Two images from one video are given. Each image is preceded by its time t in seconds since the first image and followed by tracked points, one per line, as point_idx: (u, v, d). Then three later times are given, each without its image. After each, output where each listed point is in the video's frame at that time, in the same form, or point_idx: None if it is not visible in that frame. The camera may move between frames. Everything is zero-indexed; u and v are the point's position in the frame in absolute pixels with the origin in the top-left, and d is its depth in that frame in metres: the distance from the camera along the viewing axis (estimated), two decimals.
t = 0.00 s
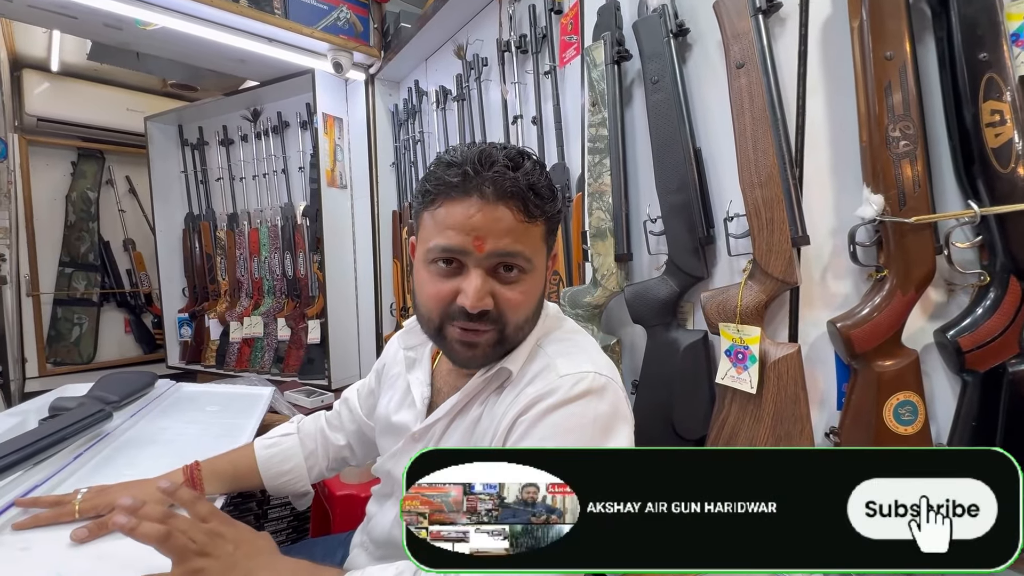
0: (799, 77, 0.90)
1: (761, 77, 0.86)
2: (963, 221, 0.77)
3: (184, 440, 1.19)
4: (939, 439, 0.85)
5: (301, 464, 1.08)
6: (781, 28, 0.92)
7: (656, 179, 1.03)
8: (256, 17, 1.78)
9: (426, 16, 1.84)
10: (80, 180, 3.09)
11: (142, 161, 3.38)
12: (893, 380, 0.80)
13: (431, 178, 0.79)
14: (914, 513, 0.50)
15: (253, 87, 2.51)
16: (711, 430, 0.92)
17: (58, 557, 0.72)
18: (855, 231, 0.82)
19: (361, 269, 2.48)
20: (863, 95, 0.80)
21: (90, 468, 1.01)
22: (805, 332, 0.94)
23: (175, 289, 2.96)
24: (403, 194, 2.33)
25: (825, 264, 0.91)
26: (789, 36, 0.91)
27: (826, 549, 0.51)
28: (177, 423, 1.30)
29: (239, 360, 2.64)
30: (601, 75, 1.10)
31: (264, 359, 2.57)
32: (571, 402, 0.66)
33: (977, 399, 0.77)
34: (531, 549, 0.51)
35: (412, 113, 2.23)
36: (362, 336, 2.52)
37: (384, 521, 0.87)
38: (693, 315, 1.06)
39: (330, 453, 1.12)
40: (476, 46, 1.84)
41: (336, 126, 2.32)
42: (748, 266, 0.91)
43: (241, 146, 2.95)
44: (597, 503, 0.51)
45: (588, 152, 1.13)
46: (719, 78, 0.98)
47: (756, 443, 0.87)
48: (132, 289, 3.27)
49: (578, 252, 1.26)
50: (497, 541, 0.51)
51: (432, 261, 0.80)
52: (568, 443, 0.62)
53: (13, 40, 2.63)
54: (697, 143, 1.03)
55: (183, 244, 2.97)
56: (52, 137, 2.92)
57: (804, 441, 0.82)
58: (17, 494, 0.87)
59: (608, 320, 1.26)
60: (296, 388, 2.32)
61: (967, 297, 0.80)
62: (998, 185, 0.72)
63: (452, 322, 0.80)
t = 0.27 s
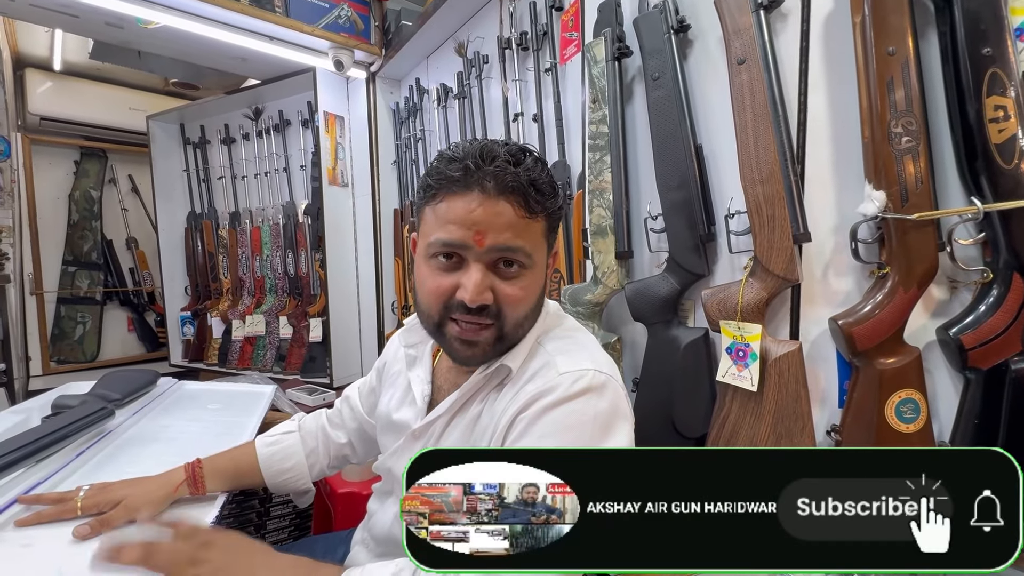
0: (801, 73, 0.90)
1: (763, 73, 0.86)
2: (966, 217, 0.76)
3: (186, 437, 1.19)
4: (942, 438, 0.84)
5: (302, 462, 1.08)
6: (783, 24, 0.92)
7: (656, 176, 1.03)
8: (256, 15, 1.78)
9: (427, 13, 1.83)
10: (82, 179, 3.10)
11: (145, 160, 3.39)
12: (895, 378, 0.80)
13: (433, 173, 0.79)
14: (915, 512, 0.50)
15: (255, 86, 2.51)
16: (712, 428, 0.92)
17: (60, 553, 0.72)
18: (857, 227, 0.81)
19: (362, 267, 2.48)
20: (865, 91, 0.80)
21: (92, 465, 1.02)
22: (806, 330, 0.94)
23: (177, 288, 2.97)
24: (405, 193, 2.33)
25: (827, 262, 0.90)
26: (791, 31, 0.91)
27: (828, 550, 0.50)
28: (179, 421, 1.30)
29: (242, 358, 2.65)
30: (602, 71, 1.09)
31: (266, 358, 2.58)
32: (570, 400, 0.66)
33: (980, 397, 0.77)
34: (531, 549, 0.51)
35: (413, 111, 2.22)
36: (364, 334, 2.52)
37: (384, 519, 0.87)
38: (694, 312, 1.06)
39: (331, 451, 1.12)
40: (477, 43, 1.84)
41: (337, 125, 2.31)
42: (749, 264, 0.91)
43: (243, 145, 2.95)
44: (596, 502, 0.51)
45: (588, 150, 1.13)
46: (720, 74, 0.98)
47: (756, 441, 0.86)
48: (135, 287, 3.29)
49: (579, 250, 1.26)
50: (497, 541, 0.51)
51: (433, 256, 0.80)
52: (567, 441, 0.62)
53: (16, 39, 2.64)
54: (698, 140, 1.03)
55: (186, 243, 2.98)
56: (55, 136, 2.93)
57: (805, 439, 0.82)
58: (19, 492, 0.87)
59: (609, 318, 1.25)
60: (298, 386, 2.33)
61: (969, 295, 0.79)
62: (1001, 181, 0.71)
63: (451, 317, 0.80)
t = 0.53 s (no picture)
0: (801, 70, 0.89)
1: (763, 70, 0.85)
2: (966, 216, 0.76)
3: (187, 435, 1.20)
4: (942, 437, 0.84)
5: (301, 460, 1.09)
6: (783, 21, 0.92)
7: (656, 174, 1.03)
8: (257, 14, 1.78)
9: (426, 11, 1.83)
10: (84, 178, 3.10)
11: (146, 158, 3.40)
12: (896, 377, 0.79)
13: (433, 166, 0.79)
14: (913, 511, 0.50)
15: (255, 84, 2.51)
16: (712, 427, 0.92)
17: (60, 551, 0.72)
18: (857, 225, 0.81)
19: (363, 266, 2.48)
20: (865, 89, 0.80)
21: (93, 463, 1.02)
22: (806, 328, 0.93)
23: (178, 286, 2.97)
24: (405, 191, 2.33)
25: (827, 260, 0.90)
26: (791, 28, 0.90)
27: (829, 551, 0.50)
28: (180, 419, 1.30)
29: (243, 357, 2.65)
30: (601, 69, 1.09)
31: (267, 356, 2.58)
32: (568, 398, 0.66)
33: (980, 396, 0.76)
34: (531, 550, 0.51)
35: (413, 109, 2.22)
36: (364, 333, 2.52)
37: (382, 517, 0.87)
38: (693, 311, 1.05)
39: (331, 449, 1.13)
40: (477, 41, 1.83)
41: (337, 123, 2.31)
42: (748, 262, 0.90)
43: (244, 143, 2.95)
44: (595, 503, 0.51)
45: (588, 148, 1.12)
46: (720, 71, 0.98)
47: (756, 439, 0.86)
48: (137, 286, 3.30)
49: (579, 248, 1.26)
50: (497, 541, 0.51)
51: (431, 249, 0.80)
52: (565, 441, 0.62)
53: (17, 38, 2.64)
54: (698, 138, 1.02)
55: (187, 242, 2.99)
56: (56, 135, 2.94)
57: (804, 437, 0.82)
58: (20, 490, 0.88)
59: (608, 316, 1.25)
60: (299, 385, 2.33)
61: (970, 293, 0.79)
62: (1002, 179, 0.71)
63: (447, 310, 0.80)
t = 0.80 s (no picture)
0: (801, 68, 0.89)
1: (763, 68, 0.85)
2: (967, 214, 0.76)
3: (188, 434, 1.20)
4: (942, 436, 0.84)
5: (302, 458, 1.09)
6: (784, 19, 0.91)
7: (656, 173, 1.03)
8: (257, 12, 1.78)
9: (427, 9, 1.82)
10: (85, 177, 3.11)
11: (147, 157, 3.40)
12: (897, 376, 0.79)
13: (432, 166, 0.80)
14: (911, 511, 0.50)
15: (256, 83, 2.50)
16: (712, 426, 0.92)
17: (61, 548, 0.73)
18: (858, 224, 0.81)
19: (363, 264, 2.48)
20: (866, 87, 0.79)
21: (94, 461, 1.02)
22: (806, 327, 0.93)
23: (180, 285, 2.98)
24: (406, 190, 2.33)
25: (827, 258, 0.90)
26: (791, 26, 0.90)
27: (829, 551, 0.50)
28: (181, 417, 1.31)
29: (244, 355, 2.66)
30: (602, 67, 1.09)
31: (268, 355, 2.58)
32: (568, 397, 0.66)
33: (981, 395, 0.76)
34: (531, 549, 0.51)
35: (414, 108, 2.22)
36: (365, 331, 2.52)
37: (382, 515, 0.87)
38: (694, 309, 1.05)
39: (331, 447, 1.13)
40: (478, 39, 1.83)
41: (338, 122, 2.31)
42: (749, 260, 0.90)
43: (244, 142, 2.95)
44: (595, 503, 0.51)
45: (588, 146, 1.13)
46: (720, 70, 0.97)
47: (756, 438, 0.86)
48: (138, 285, 3.31)
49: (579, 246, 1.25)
50: (497, 541, 0.51)
51: (429, 248, 0.80)
52: (565, 439, 0.62)
53: (18, 37, 2.65)
54: (698, 136, 1.02)
55: (188, 240, 2.99)
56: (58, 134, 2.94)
57: (804, 436, 0.82)
58: (21, 488, 0.88)
59: (609, 315, 1.25)
60: (300, 383, 2.33)
61: (971, 292, 0.79)
62: (1004, 178, 0.71)
63: (446, 309, 0.80)
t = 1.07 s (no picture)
0: (803, 65, 0.89)
1: (765, 66, 0.85)
2: (970, 212, 0.75)
3: (189, 432, 1.20)
4: (944, 434, 0.84)
5: (303, 456, 1.09)
6: (786, 17, 0.91)
7: (657, 171, 1.03)
8: (258, 11, 1.77)
9: (427, 7, 1.82)
10: (87, 175, 3.11)
11: (148, 155, 3.40)
12: (898, 375, 0.79)
13: (433, 163, 0.79)
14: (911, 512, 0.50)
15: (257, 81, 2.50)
16: (713, 424, 0.92)
17: (63, 546, 0.73)
18: (860, 222, 0.81)
19: (364, 263, 2.48)
20: (868, 85, 0.79)
21: (96, 459, 1.02)
22: (808, 325, 0.93)
23: (181, 283, 2.99)
24: (406, 188, 2.33)
25: (829, 257, 0.90)
26: (794, 23, 0.90)
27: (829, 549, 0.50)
28: (183, 415, 1.31)
29: (245, 354, 2.66)
30: (603, 65, 1.09)
31: (269, 353, 2.58)
32: (568, 396, 0.66)
33: (982, 394, 0.76)
34: (531, 549, 0.51)
35: (414, 106, 2.22)
36: (366, 330, 2.52)
37: (383, 513, 0.87)
38: (695, 308, 1.05)
39: (332, 445, 1.13)
40: (478, 37, 1.83)
41: (339, 120, 2.31)
42: (750, 259, 0.90)
43: (245, 140, 2.95)
44: (595, 503, 0.51)
45: (589, 144, 1.13)
46: (722, 68, 0.97)
47: (757, 436, 0.86)
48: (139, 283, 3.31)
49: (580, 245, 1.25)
50: (497, 541, 0.51)
51: (430, 246, 0.80)
52: (566, 439, 0.62)
53: (18, 36, 2.65)
54: (700, 134, 1.02)
55: (189, 239, 2.99)
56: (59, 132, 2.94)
57: (805, 435, 0.82)
58: (23, 486, 0.88)
59: (609, 313, 1.25)
60: (301, 381, 2.33)
61: (973, 290, 0.78)
62: (1007, 176, 0.70)
63: (446, 308, 0.80)
